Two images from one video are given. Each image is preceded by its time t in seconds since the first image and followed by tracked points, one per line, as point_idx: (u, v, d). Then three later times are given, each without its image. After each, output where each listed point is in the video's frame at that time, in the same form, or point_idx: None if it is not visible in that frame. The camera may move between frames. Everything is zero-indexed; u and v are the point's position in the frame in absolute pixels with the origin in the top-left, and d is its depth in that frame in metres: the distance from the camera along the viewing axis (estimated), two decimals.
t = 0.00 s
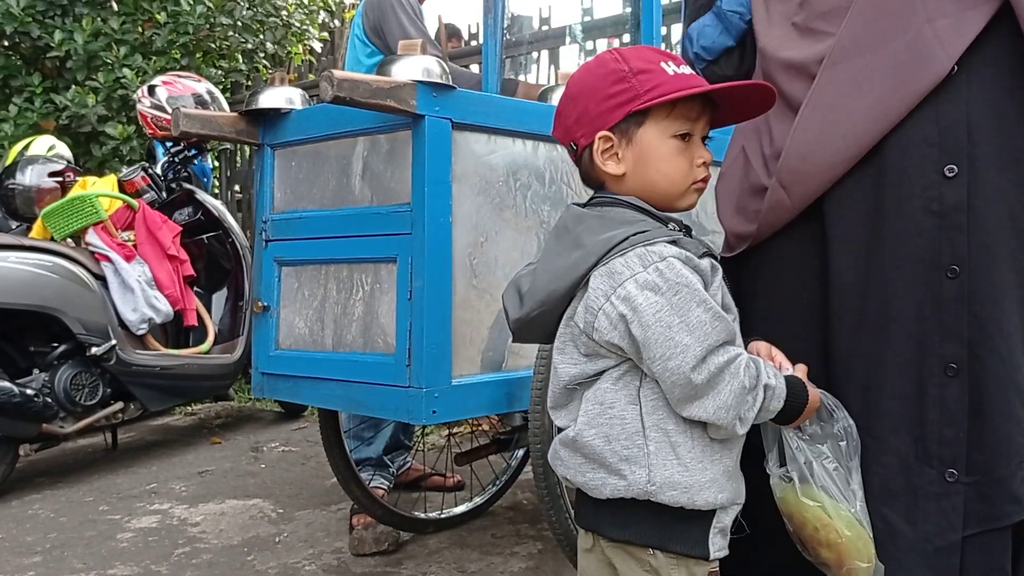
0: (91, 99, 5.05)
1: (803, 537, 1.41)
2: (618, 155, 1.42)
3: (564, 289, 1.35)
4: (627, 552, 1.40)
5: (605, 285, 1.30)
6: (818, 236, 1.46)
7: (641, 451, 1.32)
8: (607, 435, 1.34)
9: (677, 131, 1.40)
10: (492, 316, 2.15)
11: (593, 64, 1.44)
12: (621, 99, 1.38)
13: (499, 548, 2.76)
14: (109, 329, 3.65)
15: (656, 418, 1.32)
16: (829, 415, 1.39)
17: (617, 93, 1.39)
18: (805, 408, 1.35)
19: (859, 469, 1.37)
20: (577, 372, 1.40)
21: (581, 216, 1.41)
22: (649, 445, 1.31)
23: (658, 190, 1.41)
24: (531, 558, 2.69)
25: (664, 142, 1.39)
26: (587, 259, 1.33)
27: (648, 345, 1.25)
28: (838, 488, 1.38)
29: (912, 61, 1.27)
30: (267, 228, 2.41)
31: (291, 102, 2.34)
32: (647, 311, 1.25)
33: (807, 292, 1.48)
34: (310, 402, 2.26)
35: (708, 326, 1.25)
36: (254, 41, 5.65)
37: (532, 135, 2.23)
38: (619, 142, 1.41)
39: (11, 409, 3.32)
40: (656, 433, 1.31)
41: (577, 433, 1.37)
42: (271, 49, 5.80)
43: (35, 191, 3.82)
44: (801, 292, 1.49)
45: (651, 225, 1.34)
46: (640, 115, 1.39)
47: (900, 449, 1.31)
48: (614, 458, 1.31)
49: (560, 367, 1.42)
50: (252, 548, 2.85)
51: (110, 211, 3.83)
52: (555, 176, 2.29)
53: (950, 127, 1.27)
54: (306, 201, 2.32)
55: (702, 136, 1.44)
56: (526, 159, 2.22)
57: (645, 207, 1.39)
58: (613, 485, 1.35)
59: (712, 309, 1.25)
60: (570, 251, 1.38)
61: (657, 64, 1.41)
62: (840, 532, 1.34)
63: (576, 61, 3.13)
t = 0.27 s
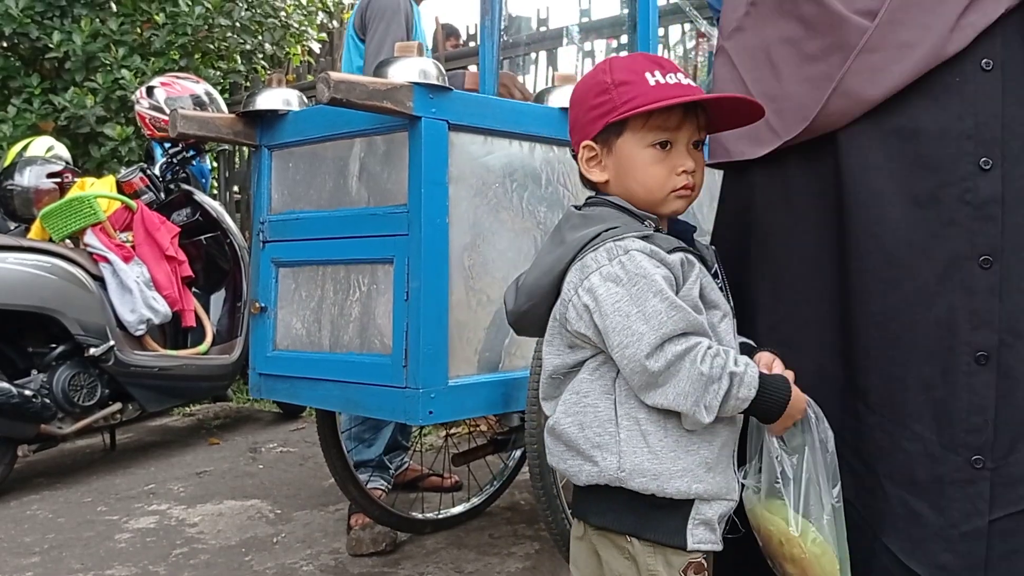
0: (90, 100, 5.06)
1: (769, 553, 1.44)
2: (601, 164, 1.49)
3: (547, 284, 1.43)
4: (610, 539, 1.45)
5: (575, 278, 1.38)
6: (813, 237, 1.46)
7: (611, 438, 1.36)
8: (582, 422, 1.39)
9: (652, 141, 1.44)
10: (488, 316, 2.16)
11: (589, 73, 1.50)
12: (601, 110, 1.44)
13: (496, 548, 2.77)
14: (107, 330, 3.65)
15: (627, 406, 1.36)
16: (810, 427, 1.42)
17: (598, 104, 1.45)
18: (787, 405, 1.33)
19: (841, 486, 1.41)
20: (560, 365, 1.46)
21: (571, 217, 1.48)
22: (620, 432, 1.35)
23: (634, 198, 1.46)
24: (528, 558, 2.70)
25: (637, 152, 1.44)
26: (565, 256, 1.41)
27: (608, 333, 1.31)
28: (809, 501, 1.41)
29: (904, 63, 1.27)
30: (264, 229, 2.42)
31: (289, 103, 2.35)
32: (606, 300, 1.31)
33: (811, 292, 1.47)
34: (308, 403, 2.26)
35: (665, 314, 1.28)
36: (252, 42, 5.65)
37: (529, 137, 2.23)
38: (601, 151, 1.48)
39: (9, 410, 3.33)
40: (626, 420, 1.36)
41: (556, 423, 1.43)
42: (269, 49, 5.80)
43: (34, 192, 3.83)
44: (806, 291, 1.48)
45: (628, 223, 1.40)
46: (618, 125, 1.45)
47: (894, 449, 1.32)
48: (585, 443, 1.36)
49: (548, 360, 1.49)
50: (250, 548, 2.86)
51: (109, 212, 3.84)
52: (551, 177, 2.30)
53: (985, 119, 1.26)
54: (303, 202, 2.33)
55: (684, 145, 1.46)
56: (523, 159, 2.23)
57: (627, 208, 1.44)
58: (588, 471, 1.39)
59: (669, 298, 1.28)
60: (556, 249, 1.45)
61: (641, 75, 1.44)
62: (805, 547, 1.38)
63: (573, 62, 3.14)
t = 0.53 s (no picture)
0: (86, 100, 5.06)
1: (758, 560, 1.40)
2: (594, 167, 1.51)
3: (540, 282, 1.47)
4: (597, 528, 1.48)
5: (557, 275, 1.43)
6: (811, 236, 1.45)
7: (592, 428, 1.40)
8: (569, 413, 1.44)
9: (638, 145, 1.44)
10: (482, 315, 2.16)
11: (585, 76, 1.52)
12: (591, 116, 1.46)
13: (492, 547, 2.77)
14: (103, 329, 3.66)
15: (608, 398, 1.40)
16: (792, 433, 1.37)
17: (589, 109, 1.47)
18: (761, 401, 1.30)
19: (828, 491, 1.38)
20: (554, 358, 1.51)
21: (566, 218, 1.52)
22: (601, 423, 1.39)
23: (625, 201, 1.47)
24: (523, 556, 2.70)
25: (625, 156, 1.45)
26: (552, 254, 1.45)
27: (579, 327, 1.36)
28: (794, 506, 1.37)
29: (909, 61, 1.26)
30: (259, 228, 2.42)
31: (284, 103, 2.35)
32: (576, 295, 1.36)
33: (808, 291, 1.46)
34: (303, 401, 2.27)
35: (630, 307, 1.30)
36: (249, 41, 5.65)
37: (523, 137, 2.24)
38: (594, 155, 1.50)
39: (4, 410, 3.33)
40: (608, 411, 1.39)
41: (547, 415, 1.48)
42: (266, 49, 5.79)
43: (30, 191, 3.83)
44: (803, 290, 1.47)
45: (611, 220, 1.42)
46: (607, 130, 1.46)
47: (886, 448, 1.31)
48: (566, 433, 1.41)
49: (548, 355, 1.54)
50: (246, 547, 2.86)
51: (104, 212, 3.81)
52: (546, 177, 2.31)
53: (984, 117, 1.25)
54: (298, 201, 2.33)
55: (674, 147, 1.45)
56: (517, 159, 2.24)
57: (616, 211, 1.46)
58: (574, 461, 1.43)
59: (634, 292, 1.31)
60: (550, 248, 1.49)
61: (628, 79, 1.44)
62: (788, 549, 1.35)
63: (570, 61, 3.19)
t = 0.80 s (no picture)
0: (79, 99, 5.05)
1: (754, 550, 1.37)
2: (590, 165, 1.47)
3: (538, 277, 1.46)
4: (591, 519, 1.44)
5: (554, 269, 1.40)
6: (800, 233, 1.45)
7: (590, 420, 1.37)
8: (565, 406, 1.41)
9: (636, 145, 1.41)
10: (473, 312, 2.17)
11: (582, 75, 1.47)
12: (588, 115, 1.42)
13: (483, 545, 2.77)
14: (95, 327, 3.65)
15: (605, 391, 1.37)
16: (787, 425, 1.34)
17: (586, 109, 1.43)
18: (755, 396, 1.30)
19: (825, 483, 1.34)
20: (547, 354, 1.48)
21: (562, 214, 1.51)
22: (600, 415, 1.36)
23: (622, 201, 1.44)
24: (514, 554, 2.70)
25: (622, 155, 1.42)
26: (549, 249, 1.43)
27: (578, 320, 1.34)
28: (788, 496, 1.34)
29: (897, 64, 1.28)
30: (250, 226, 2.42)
31: (276, 100, 2.35)
32: (575, 288, 1.34)
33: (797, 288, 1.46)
34: (293, 399, 2.27)
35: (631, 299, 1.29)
36: (243, 40, 5.64)
37: (513, 135, 2.24)
38: (591, 154, 1.46)
39: None
40: (605, 403, 1.36)
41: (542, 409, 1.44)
42: (260, 49, 5.77)
43: (21, 190, 3.82)
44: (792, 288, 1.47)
45: (607, 214, 1.41)
46: (605, 129, 1.42)
47: (839, 436, 1.32)
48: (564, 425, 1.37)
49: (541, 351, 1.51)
50: (236, 546, 2.86)
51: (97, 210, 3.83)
52: (536, 175, 2.31)
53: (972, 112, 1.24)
54: (288, 199, 2.33)
55: (673, 147, 1.42)
56: (507, 156, 2.24)
57: (611, 207, 1.42)
58: (571, 452, 1.39)
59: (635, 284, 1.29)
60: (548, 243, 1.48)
61: (627, 79, 1.40)
62: (784, 537, 1.32)
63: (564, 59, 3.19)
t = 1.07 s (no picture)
0: (67, 96, 5.01)
1: (749, 533, 1.49)
2: (586, 161, 1.49)
3: (535, 272, 1.44)
4: (599, 514, 1.43)
5: (564, 263, 1.40)
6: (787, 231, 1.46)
7: (605, 411, 1.37)
8: (575, 398, 1.40)
9: (636, 142, 1.45)
10: (460, 309, 2.17)
11: (577, 71, 1.50)
12: (587, 110, 1.45)
13: (470, 543, 2.77)
14: (81, 325, 3.63)
15: (618, 383, 1.38)
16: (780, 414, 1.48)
17: (584, 104, 1.46)
18: (755, 395, 1.37)
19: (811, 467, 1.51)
20: (547, 347, 1.47)
21: (556, 211, 1.50)
22: (614, 406, 1.37)
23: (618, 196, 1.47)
24: (501, 552, 2.70)
25: (621, 151, 1.45)
26: (554, 243, 1.42)
27: (595, 313, 1.34)
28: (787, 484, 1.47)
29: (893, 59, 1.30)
30: (236, 223, 2.41)
31: (262, 97, 2.34)
32: (594, 281, 1.34)
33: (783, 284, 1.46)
34: (279, 395, 2.26)
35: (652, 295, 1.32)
36: (232, 38, 5.63)
37: (501, 131, 2.24)
38: (587, 149, 1.49)
39: None
40: (619, 395, 1.37)
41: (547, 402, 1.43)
42: (250, 46, 5.76)
43: (7, 187, 3.80)
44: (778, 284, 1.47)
45: (612, 211, 1.42)
46: (604, 125, 1.46)
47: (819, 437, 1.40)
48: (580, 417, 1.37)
49: (535, 344, 1.49)
50: (223, 544, 2.85)
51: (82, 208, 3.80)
52: (524, 172, 2.31)
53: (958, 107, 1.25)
54: (275, 196, 2.32)
55: (668, 146, 1.47)
56: (494, 154, 2.24)
57: (610, 200, 1.44)
58: (584, 445, 1.39)
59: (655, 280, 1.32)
60: (544, 238, 1.46)
61: (626, 77, 1.44)
62: (789, 525, 1.44)
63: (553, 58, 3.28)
